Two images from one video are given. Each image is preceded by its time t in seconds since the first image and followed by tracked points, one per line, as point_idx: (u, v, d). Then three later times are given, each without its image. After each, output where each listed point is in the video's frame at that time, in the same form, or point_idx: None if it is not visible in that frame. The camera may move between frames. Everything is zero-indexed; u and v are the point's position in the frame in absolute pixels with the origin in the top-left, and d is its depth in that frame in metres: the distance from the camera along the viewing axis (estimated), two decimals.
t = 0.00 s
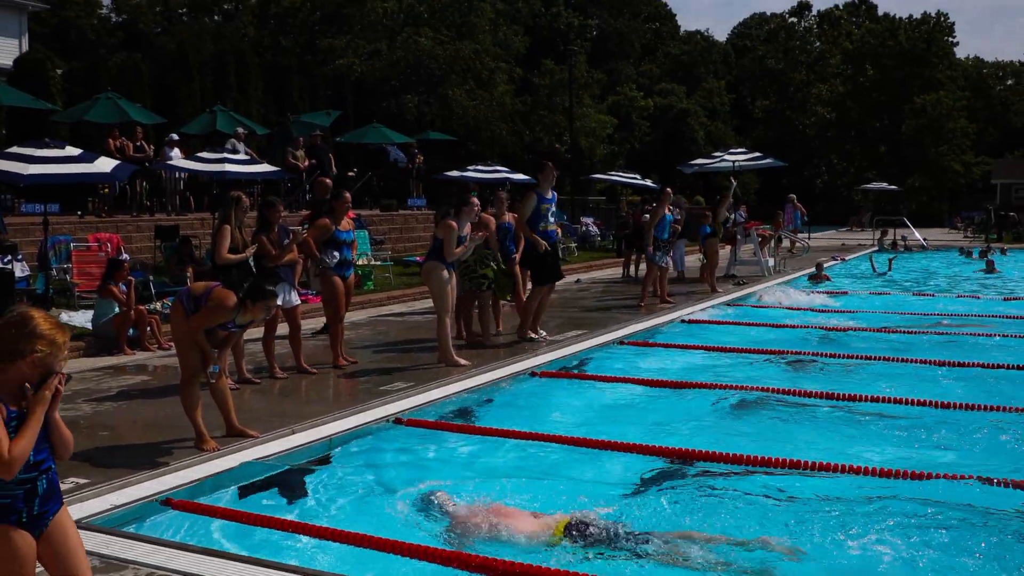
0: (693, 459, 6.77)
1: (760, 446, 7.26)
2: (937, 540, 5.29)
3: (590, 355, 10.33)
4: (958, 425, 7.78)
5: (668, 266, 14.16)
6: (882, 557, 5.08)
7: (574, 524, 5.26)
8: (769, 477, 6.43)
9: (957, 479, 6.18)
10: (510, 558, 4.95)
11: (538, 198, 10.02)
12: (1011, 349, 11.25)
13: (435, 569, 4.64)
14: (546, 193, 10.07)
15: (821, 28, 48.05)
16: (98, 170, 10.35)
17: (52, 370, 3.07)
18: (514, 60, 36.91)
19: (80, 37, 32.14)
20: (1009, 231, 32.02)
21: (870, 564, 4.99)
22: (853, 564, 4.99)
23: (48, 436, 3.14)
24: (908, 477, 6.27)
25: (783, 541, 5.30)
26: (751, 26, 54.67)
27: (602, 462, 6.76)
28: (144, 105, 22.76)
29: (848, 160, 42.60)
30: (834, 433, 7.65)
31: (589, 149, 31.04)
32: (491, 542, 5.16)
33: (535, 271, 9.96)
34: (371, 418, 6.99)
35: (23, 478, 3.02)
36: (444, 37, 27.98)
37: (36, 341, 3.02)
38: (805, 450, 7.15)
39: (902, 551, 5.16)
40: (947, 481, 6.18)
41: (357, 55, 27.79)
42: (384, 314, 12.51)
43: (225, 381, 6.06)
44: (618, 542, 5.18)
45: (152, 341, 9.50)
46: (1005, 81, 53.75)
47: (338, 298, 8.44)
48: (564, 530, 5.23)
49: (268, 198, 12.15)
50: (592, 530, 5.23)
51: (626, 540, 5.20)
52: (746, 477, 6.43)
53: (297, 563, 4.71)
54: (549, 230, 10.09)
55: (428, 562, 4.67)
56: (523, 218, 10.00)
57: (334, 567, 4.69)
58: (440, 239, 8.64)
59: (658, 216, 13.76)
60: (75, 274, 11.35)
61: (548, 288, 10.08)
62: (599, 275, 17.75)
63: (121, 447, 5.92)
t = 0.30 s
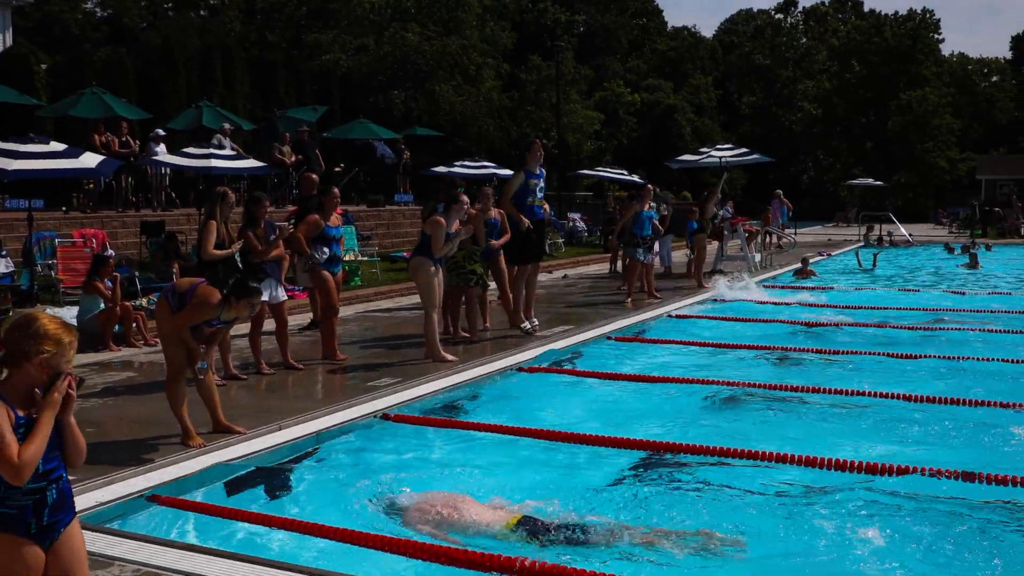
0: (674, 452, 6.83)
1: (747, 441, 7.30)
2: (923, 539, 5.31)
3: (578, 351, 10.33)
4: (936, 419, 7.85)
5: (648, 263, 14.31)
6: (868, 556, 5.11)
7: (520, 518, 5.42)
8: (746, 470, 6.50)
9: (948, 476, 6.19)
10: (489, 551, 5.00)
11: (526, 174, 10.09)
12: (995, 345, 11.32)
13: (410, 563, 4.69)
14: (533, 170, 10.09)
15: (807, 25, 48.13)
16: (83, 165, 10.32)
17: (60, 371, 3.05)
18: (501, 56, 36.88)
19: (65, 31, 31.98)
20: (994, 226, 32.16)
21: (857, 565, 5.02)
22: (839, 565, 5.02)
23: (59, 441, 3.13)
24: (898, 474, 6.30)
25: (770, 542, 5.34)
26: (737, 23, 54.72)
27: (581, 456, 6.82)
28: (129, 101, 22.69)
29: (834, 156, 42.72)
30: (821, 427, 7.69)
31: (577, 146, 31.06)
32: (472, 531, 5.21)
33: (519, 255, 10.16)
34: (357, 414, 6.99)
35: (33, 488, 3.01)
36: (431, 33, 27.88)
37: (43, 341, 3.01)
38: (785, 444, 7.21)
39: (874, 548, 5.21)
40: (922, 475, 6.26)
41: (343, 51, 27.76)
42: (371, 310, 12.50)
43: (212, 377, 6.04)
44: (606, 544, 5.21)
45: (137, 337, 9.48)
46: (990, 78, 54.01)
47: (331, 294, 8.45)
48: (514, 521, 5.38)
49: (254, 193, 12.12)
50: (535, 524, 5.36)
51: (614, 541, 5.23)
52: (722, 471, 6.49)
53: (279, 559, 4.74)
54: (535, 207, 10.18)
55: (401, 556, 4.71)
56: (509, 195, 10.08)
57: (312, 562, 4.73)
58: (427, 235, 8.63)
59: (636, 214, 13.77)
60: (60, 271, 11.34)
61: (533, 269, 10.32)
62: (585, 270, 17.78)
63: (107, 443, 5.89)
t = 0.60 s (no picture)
0: (641, 448, 6.87)
1: (717, 438, 7.33)
2: (890, 538, 5.34)
3: (550, 348, 10.34)
4: (901, 415, 7.95)
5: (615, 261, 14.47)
6: (835, 555, 5.12)
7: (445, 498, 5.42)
8: (710, 465, 6.56)
9: (916, 477, 6.22)
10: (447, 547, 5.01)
11: (497, 173, 9.94)
12: (959, 342, 11.44)
13: (348, 554, 4.75)
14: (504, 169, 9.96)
15: (777, 23, 48.35)
16: (51, 161, 10.22)
17: (63, 370, 2.99)
18: (473, 53, 36.82)
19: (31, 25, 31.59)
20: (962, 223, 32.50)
21: (826, 563, 5.03)
22: (805, 564, 5.03)
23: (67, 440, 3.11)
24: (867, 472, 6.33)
25: (741, 542, 5.33)
26: (707, 21, 54.90)
27: (549, 451, 6.85)
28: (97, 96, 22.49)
29: (804, 154, 42.99)
30: (790, 424, 7.75)
31: (549, 143, 31.09)
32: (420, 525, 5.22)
33: (492, 253, 10.10)
34: (329, 412, 6.96)
35: (40, 492, 3.01)
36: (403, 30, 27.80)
37: (47, 343, 2.95)
38: (754, 440, 7.26)
39: (823, 544, 5.27)
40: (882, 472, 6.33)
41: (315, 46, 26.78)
42: (342, 307, 12.46)
43: (181, 373, 6.00)
44: (573, 546, 5.20)
45: (106, 335, 9.41)
46: (958, 77, 54.57)
47: (305, 291, 8.42)
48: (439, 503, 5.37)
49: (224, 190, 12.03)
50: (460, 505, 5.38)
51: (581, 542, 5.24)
52: (686, 466, 6.54)
53: (238, 555, 4.74)
54: (506, 206, 10.04)
55: (340, 548, 4.77)
56: (479, 194, 9.90)
57: (269, 558, 4.73)
58: (401, 232, 8.59)
59: (600, 212, 13.84)
60: (27, 268, 11.23)
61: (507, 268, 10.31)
62: (557, 267, 17.80)
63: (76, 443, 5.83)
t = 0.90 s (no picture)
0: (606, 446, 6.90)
1: (686, 435, 7.38)
2: (854, 534, 5.40)
3: (521, 346, 10.34)
4: (866, 413, 8.03)
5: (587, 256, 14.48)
6: (798, 551, 5.18)
7: (368, 468, 5.43)
8: (675, 462, 6.61)
9: (882, 474, 6.30)
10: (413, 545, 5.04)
11: (468, 188, 9.81)
12: (925, 340, 11.56)
13: (295, 551, 4.78)
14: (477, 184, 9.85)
15: (748, 22, 48.57)
16: (18, 157, 10.11)
17: (64, 371, 2.93)
18: (445, 51, 36.74)
19: None
20: (929, 222, 32.83)
21: (790, 560, 5.08)
22: (768, 561, 5.07)
23: (64, 442, 3.07)
24: (833, 469, 6.39)
25: (705, 539, 5.38)
26: (679, 19, 55.08)
27: (517, 448, 6.89)
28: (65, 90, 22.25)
29: (775, 153, 43.22)
30: (758, 420, 7.81)
31: (521, 141, 31.07)
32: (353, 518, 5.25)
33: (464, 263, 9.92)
34: (299, 410, 6.93)
35: (32, 493, 2.94)
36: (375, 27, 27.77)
37: (49, 340, 2.90)
38: (722, 437, 7.31)
39: (772, 540, 5.33)
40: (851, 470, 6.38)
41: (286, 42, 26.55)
42: (312, 305, 12.41)
43: (150, 369, 5.94)
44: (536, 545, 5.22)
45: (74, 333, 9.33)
46: (926, 78, 55.05)
47: (279, 289, 8.37)
48: (362, 479, 5.38)
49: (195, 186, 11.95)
50: (384, 476, 5.39)
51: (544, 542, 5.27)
52: (651, 464, 6.58)
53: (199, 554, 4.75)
54: (477, 221, 9.84)
55: (306, 546, 4.79)
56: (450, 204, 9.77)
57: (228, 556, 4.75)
58: (373, 229, 8.57)
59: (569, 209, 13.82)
60: None
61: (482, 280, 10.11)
62: (529, 265, 17.81)
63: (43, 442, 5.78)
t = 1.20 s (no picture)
0: (572, 444, 6.93)
1: (650, 433, 7.42)
2: (812, 528, 5.51)
3: (484, 346, 10.34)
4: (827, 411, 8.11)
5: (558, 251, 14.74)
6: (757, 545, 5.27)
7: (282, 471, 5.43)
8: (637, 458, 6.67)
9: (840, 465, 6.43)
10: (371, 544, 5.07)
11: (430, 187, 9.77)
12: (884, 338, 11.71)
13: (236, 548, 4.77)
14: (438, 185, 9.80)
15: (709, 22, 48.78)
16: None
17: (53, 388, 2.88)
18: (408, 50, 36.57)
19: None
20: (888, 221, 33.21)
21: (749, 554, 5.17)
22: (727, 555, 5.16)
23: (58, 463, 2.98)
24: (793, 463, 6.50)
25: (665, 535, 5.45)
26: (641, 19, 55.23)
27: (482, 446, 6.91)
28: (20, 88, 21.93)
29: (737, 152, 43.52)
30: (722, 419, 7.88)
31: (484, 140, 31.01)
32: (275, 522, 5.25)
33: (425, 265, 9.87)
34: (261, 410, 6.88)
35: (23, 510, 2.91)
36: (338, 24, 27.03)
37: (37, 354, 2.85)
38: (685, 436, 7.35)
39: (725, 538, 5.38)
40: (809, 467, 6.45)
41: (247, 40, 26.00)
42: (274, 305, 12.33)
43: (109, 370, 5.84)
44: (494, 545, 5.28)
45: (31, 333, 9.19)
46: (885, 79, 55.70)
47: (242, 289, 8.30)
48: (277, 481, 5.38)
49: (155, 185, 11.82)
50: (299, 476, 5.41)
51: (502, 543, 5.31)
52: (613, 461, 6.62)
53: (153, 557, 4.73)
54: (438, 222, 9.79)
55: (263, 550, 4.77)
56: (411, 203, 9.73)
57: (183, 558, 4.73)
58: (335, 229, 8.52)
59: (528, 208, 13.77)
60: None
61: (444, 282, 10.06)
62: (492, 264, 17.81)
63: None
